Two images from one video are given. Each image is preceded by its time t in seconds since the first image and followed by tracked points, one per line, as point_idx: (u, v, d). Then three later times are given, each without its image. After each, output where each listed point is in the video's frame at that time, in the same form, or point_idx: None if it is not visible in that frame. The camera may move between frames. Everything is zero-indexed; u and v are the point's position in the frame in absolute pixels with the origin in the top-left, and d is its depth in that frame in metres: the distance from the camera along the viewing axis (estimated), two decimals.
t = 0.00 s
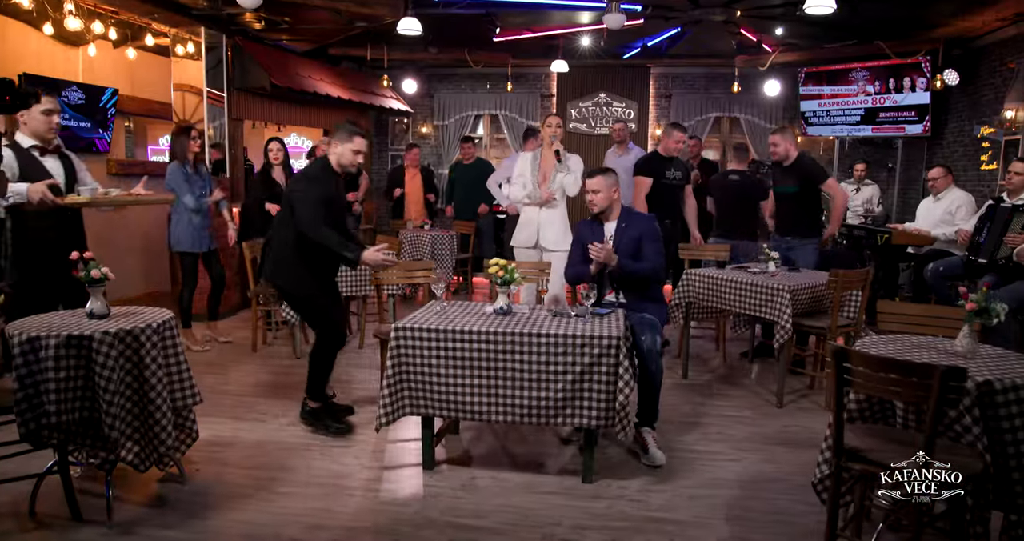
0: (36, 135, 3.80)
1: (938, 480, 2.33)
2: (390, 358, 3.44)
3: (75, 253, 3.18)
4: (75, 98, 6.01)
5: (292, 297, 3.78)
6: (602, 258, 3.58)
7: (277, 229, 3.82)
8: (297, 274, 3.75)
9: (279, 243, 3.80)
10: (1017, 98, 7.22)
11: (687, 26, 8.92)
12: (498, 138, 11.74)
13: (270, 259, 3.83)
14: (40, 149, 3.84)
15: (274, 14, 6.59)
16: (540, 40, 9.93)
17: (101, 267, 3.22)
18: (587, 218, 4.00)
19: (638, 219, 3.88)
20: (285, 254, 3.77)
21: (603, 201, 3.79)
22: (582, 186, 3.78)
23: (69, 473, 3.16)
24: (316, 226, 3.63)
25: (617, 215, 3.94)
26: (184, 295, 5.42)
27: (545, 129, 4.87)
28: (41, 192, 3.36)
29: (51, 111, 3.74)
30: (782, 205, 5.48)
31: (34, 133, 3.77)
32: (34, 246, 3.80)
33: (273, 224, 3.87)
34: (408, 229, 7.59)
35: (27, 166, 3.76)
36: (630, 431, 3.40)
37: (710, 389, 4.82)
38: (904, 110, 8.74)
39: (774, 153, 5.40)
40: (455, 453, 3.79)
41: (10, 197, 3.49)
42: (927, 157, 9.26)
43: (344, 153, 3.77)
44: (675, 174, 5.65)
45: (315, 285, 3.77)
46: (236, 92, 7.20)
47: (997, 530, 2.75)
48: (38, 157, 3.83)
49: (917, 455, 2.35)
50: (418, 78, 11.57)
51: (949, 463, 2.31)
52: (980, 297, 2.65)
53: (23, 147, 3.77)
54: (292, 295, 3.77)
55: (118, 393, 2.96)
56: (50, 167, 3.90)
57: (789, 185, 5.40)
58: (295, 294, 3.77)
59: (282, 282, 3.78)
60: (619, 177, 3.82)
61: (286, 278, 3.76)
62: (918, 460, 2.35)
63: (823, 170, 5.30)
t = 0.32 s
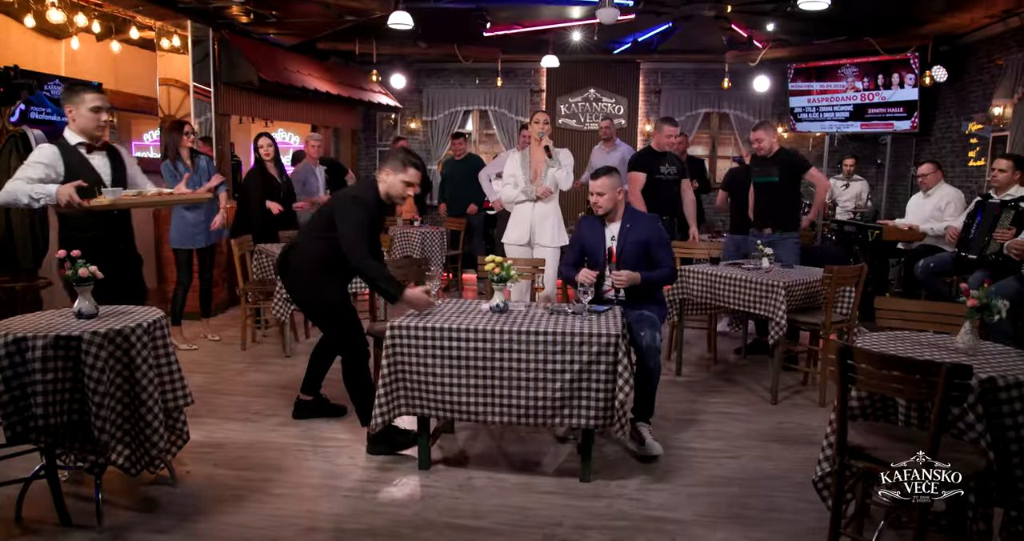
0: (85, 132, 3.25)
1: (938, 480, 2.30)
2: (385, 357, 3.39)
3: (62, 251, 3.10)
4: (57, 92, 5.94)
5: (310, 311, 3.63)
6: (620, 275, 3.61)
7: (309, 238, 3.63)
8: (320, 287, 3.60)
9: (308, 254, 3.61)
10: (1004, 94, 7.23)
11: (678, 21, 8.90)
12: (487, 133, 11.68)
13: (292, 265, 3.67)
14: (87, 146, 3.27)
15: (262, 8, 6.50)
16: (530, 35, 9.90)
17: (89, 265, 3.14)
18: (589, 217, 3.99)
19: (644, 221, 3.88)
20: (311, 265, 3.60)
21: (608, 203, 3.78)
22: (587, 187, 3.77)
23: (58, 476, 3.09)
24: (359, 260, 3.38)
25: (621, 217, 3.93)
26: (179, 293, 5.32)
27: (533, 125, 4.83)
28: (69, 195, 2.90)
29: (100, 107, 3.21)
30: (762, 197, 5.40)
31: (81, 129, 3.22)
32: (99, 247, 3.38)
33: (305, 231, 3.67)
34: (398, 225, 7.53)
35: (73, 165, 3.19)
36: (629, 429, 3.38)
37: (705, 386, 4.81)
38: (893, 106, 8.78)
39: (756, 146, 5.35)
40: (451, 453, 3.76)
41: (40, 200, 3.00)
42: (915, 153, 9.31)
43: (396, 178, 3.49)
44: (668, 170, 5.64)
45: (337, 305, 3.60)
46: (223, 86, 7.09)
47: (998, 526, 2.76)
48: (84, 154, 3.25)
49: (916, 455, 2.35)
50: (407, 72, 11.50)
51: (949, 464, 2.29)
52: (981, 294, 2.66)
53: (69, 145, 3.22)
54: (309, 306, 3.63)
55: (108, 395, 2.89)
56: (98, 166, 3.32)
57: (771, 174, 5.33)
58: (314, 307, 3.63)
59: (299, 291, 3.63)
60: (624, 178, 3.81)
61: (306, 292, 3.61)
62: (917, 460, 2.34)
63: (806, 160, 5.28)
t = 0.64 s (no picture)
0: (117, 127, 3.15)
1: (938, 481, 2.30)
2: (379, 355, 3.34)
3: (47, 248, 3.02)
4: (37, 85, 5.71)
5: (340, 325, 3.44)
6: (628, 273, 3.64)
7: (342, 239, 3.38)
8: (351, 298, 3.41)
9: (337, 267, 3.38)
10: (991, 90, 7.31)
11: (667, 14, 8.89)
12: (474, 127, 11.60)
13: (313, 272, 3.44)
14: (117, 142, 3.18)
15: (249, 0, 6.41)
16: (519, 29, 9.86)
17: (75, 263, 3.07)
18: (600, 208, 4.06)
19: (652, 219, 3.94)
20: (342, 278, 3.38)
21: (623, 197, 3.79)
22: (602, 182, 3.78)
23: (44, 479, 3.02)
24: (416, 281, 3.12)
25: (629, 213, 3.99)
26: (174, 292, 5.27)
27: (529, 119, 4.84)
28: (83, 190, 2.74)
29: (135, 102, 3.10)
30: (748, 190, 5.37)
31: (113, 124, 3.13)
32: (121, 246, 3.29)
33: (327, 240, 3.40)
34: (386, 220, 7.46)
35: (101, 161, 3.12)
36: (626, 426, 3.36)
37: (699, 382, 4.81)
38: (879, 101, 8.83)
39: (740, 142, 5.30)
40: (446, 451, 3.72)
41: (55, 195, 2.88)
42: (902, 149, 9.37)
43: (440, 194, 3.23)
44: (660, 164, 5.63)
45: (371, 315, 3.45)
46: (208, 80, 6.96)
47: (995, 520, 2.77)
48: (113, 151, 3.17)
49: (916, 455, 2.33)
50: (393, 66, 11.40)
51: (950, 464, 2.28)
52: (981, 289, 2.65)
53: (98, 139, 3.14)
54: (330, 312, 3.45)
55: (96, 396, 2.82)
56: (127, 163, 3.23)
57: (756, 167, 5.30)
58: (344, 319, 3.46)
59: (320, 294, 3.45)
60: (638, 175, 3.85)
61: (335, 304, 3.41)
62: (918, 460, 2.33)
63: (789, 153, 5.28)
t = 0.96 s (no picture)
0: (140, 117, 3.03)
1: (939, 480, 2.30)
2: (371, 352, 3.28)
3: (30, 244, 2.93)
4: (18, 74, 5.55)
5: (343, 327, 3.36)
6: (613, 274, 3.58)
7: (345, 236, 3.30)
8: (355, 299, 3.33)
9: (341, 268, 3.30)
10: (976, 85, 7.38)
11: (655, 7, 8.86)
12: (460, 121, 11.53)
13: (316, 273, 3.37)
14: (137, 133, 3.04)
15: None
16: (508, 21, 9.81)
17: (60, 259, 2.99)
18: (604, 201, 4.07)
19: (655, 218, 3.95)
20: (347, 279, 3.30)
21: (628, 196, 3.80)
22: (608, 180, 3.79)
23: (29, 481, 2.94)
24: (423, 286, 3.15)
25: (631, 211, 4.00)
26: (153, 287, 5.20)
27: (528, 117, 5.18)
28: (89, 183, 2.62)
29: (161, 92, 3.01)
30: (740, 185, 5.37)
31: (135, 114, 3.01)
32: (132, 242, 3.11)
33: (331, 240, 3.31)
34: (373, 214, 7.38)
35: (118, 152, 2.98)
36: (623, 422, 3.34)
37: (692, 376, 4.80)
38: (866, 95, 8.88)
39: (734, 135, 5.28)
40: (440, 448, 3.69)
41: (63, 187, 2.74)
42: (888, 143, 9.43)
43: (457, 201, 3.21)
44: (651, 158, 5.58)
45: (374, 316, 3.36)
46: (191, 72, 6.85)
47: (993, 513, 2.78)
48: (133, 142, 3.03)
49: (916, 455, 2.33)
50: (379, 58, 11.29)
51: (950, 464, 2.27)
52: (980, 283, 2.65)
53: (118, 129, 3.01)
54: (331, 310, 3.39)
55: (84, 396, 2.74)
56: (145, 155, 3.06)
57: (749, 161, 5.30)
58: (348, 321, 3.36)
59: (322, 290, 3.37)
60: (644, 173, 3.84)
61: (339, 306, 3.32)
62: (918, 460, 2.32)
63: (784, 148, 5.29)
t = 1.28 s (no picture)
0: (167, 109, 2.81)
1: (938, 480, 2.34)
2: (365, 348, 3.23)
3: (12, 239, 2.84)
4: None
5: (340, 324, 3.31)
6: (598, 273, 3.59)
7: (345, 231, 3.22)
8: (353, 296, 3.27)
9: (341, 265, 3.24)
10: (960, 79, 7.46)
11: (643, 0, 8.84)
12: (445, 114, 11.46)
13: (314, 269, 3.31)
14: (163, 126, 2.82)
15: None
16: (494, 13, 9.76)
17: (42, 255, 2.90)
18: (595, 195, 4.04)
19: (648, 214, 3.93)
20: (348, 276, 3.25)
21: (620, 192, 3.77)
22: (599, 177, 3.76)
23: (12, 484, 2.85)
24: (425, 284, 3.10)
25: (622, 207, 3.97)
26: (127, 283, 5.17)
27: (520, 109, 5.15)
28: (99, 179, 2.51)
29: (189, 81, 2.80)
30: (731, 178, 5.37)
31: (162, 106, 2.81)
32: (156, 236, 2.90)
33: (330, 236, 3.24)
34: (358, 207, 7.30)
35: (141, 146, 2.77)
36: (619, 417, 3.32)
37: (683, 370, 4.81)
38: (850, 89, 8.94)
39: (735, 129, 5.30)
40: (433, 445, 3.65)
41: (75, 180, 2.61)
42: (872, 137, 9.50)
43: (459, 199, 3.23)
44: (644, 152, 5.57)
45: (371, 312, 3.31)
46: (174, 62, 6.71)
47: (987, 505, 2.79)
48: (158, 135, 2.81)
49: (916, 456, 2.32)
50: (363, 50, 11.17)
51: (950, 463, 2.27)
52: (977, 277, 2.66)
53: (144, 122, 2.80)
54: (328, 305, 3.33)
55: (69, 396, 2.66)
56: (170, 150, 2.84)
57: (744, 155, 5.30)
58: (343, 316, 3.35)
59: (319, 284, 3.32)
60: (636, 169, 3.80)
61: (338, 303, 3.30)
62: (918, 460, 2.32)
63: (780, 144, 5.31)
